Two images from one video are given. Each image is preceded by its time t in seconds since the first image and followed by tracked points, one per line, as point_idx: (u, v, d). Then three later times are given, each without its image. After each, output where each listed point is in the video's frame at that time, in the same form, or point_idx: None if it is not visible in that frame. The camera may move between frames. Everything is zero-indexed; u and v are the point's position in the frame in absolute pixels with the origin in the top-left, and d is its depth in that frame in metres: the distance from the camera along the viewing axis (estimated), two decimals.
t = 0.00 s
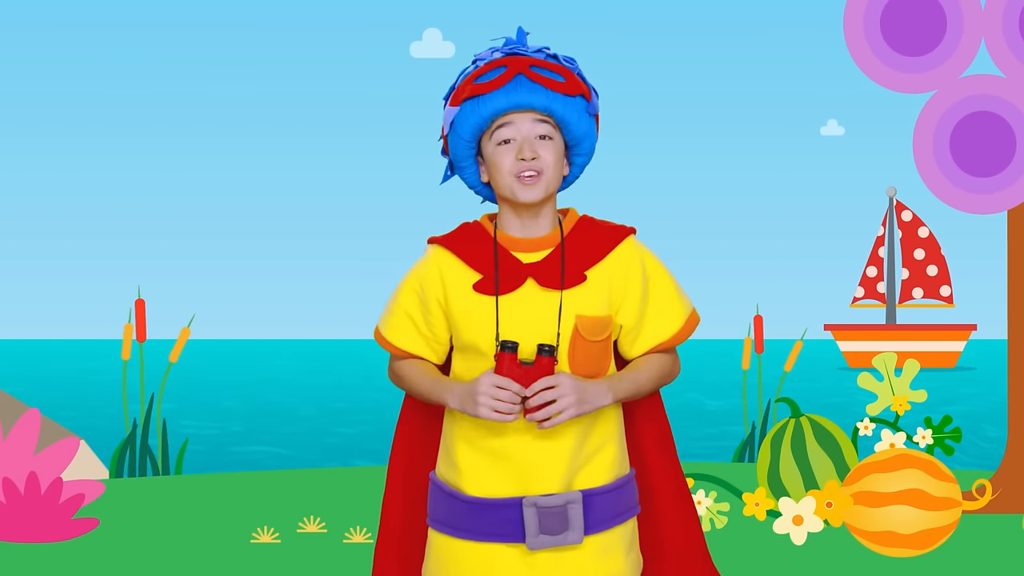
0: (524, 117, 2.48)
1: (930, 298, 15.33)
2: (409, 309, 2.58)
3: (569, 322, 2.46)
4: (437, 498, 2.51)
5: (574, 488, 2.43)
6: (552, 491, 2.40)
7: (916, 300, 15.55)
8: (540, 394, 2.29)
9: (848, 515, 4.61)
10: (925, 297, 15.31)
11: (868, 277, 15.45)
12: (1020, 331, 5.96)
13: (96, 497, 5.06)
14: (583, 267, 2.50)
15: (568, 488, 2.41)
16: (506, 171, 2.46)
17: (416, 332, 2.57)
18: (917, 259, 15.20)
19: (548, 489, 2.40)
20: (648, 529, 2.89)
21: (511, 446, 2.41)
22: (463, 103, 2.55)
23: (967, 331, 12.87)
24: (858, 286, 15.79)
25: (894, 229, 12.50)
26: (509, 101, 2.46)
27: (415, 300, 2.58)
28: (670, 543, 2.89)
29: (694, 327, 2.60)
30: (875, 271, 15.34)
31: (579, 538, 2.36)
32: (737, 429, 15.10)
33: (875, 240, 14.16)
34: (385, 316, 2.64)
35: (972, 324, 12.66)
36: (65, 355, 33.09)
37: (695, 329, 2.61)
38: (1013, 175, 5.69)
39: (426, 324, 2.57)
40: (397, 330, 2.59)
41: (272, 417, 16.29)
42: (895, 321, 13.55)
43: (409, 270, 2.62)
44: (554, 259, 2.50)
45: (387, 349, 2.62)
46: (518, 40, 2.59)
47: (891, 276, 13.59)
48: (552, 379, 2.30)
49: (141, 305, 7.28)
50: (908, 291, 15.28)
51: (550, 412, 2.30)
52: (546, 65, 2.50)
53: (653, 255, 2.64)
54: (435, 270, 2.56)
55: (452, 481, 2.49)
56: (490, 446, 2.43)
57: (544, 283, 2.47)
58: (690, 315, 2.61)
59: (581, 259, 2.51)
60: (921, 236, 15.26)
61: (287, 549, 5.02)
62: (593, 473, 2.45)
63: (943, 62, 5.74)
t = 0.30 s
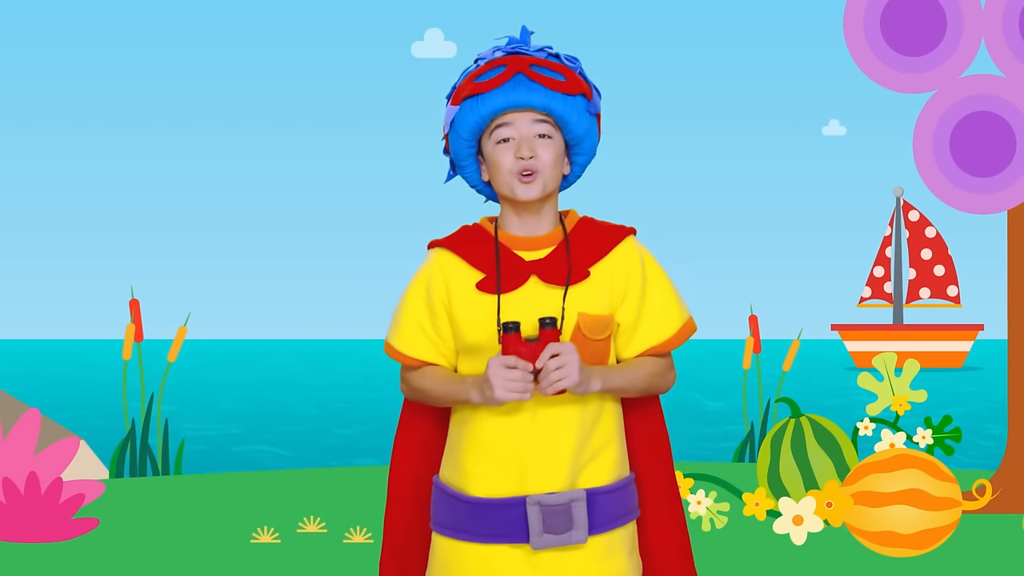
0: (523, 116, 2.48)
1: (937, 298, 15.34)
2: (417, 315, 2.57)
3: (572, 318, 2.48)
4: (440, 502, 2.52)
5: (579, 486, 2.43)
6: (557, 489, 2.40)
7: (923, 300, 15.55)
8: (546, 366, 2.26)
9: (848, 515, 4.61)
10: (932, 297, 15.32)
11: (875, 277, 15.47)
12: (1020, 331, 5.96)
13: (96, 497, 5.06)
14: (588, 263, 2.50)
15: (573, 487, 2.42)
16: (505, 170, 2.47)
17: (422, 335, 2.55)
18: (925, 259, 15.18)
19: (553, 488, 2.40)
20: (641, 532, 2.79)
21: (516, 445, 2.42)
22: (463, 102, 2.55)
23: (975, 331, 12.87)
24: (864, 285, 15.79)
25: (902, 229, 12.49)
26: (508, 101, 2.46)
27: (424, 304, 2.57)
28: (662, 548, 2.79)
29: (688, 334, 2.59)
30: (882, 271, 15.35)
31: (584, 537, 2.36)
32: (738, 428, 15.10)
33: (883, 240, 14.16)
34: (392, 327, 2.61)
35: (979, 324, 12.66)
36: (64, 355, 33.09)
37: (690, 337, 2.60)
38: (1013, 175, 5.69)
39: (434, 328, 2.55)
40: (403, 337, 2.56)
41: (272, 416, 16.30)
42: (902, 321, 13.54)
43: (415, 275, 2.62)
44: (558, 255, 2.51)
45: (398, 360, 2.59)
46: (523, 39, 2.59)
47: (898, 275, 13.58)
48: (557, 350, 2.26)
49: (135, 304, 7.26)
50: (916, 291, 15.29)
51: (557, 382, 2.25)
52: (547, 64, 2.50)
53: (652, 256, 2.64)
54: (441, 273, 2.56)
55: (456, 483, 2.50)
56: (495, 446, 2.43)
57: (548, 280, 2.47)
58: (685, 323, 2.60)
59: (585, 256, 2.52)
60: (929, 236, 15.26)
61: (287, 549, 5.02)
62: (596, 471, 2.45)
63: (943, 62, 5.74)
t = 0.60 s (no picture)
0: (523, 95, 2.48)
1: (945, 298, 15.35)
2: (418, 277, 2.57)
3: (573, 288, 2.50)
4: (440, 476, 2.52)
5: (581, 457, 2.43)
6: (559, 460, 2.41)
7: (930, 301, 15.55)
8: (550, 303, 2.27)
9: (848, 515, 4.60)
10: (940, 297, 15.33)
11: (882, 278, 15.50)
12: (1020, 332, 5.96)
13: (96, 497, 5.06)
14: (588, 233, 2.52)
15: (575, 457, 2.42)
16: (503, 148, 2.47)
17: (422, 299, 2.55)
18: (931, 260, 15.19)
19: (555, 459, 2.40)
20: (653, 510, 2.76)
21: (518, 415, 2.43)
22: (463, 80, 2.56)
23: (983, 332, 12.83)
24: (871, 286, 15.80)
25: (909, 229, 12.49)
26: (507, 80, 2.46)
27: (425, 266, 2.58)
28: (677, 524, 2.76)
29: (699, 300, 2.59)
30: (890, 271, 15.39)
31: (586, 508, 2.37)
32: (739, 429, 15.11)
33: (891, 240, 14.17)
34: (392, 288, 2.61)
35: (985, 324, 12.65)
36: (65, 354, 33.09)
37: (700, 301, 2.60)
38: (1013, 175, 5.70)
39: (434, 292, 2.56)
40: (401, 298, 2.56)
41: (273, 416, 16.31)
42: (909, 321, 13.53)
43: (419, 237, 2.63)
44: (560, 226, 2.52)
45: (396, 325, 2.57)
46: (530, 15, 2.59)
47: (906, 275, 13.57)
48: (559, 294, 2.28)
49: (130, 304, 7.24)
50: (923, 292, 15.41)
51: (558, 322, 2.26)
52: (549, 43, 2.49)
53: (653, 220, 2.64)
54: (444, 236, 2.58)
55: (458, 456, 2.50)
56: (497, 417, 2.44)
57: (549, 250, 2.49)
58: (695, 288, 2.60)
59: (586, 227, 2.53)
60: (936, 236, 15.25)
61: (288, 549, 5.03)
62: (598, 442, 2.46)
63: (943, 62, 5.75)
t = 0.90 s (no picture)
0: (560, 125, 2.52)
1: (952, 298, 15.35)
2: (426, 301, 2.63)
3: (580, 307, 2.57)
4: (449, 491, 2.58)
5: (587, 475, 2.50)
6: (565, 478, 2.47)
7: (938, 301, 15.54)
8: (556, 346, 2.31)
9: (848, 515, 4.61)
10: (947, 297, 15.33)
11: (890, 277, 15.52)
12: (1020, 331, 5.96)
13: (96, 497, 5.05)
14: (596, 254, 2.59)
15: (581, 476, 2.48)
16: (545, 179, 2.51)
17: (430, 322, 2.62)
18: (939, 260, 15.17)
19: (561, 477, 2.46)
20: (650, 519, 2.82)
21: (525, 435, 2.48)
22: (494, 113, 2.54)
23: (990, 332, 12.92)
24: (878, 285, 15.81)
25: (917, 229, 12.50)
26: (550, 112, 2.49)
27: (433, 291, 2.64)
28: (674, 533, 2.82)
29: (699, 323, 2.66)
30: (897, 271, 15.40)
31: (593, 524, 2.44)
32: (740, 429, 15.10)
33: (898, 241, 14.16)
34: (401, 313, 2.69)
35: (993, 325, 12.64)
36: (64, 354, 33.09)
37: (699, 326, 2.66)
38: (1013, 175, 5.70)
39: (443, 316, 2.62)
40: (410, 320, 2.64)
41: (273, 416, 16.30)
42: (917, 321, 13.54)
43: (427, 259, 2.69)
44: (565, 248, 2.59)
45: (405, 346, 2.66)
46: (514, 29, 2.65)
47: (913, 275, 13.58)
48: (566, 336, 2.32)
49: (129, 305, 7.24)
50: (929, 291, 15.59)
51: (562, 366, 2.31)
52: (571, 68, 2.56)
53: (660, 245, 2.72)
54: (451, 258, 2.63)
55: (468, 472, 2.56)
56: (505, 436, 2.49)
57: (555, 271, 2.56)
58: (695, 313, 2.67)
59: (593, 248, 2.60)
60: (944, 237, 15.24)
61: (288, 549, 5.02)
62: (603, 460, 2.52)
63: (943, 62, 5.75)
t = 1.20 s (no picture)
0: (564, 137, 2.54)
1: (959, 298, 15.36)
2: (439, 307, 2.65)
3: (593, 317, 2.58)
4: (461, 493, 2.60)
5: (599, 482, 2.51)
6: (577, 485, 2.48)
7: (944, 301, 15.56)
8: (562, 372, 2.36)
9: (848, 515, 4.61)
10: (954, 297, 15.34)
11: (896, 277, 15.55)
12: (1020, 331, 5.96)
13: (96, 497, 5.06)
14: (608, 264, 2.60)
15: (592, 483, 2.49)
16: (550, 191, 2.53)
17: (441, 326, 2.64)
18: (946, 260, 15.17)
19: (574, 484, 2.47)
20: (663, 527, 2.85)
21: (537, 442, 2.48)
22: (499, 125, 2.56)
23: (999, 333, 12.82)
24: (885, 285, 15.83)
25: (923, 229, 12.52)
26: (554, 124, 2.50)
27: (445, 295, 2.66)
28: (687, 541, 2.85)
29: (711, 326, 2.68)
30: (904, 271, 15.42)
31: (604, 531, 2.45)
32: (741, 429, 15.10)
33: (905, 241, 14.18)
34: (413, 312, 2.71)
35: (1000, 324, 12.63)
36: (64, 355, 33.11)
37: (711, 331, 2.69)
38: (1013, 175, 5.70)
39: (455, 320, 2.64)
40: (423, 324, 2.66)
41: (274, 416, 16.31)
42: (923, 321, 13.56)
43: (439, 263, 2.70)
44: (577, 258, 2.59)
45: (417, 347, 2.69)
46: (526, 40, 2.64)
47: (919, 276, 13.58)
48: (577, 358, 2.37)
49: (129, 305, 7.24)
50: (936, 290, 15.30)
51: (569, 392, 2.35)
52: (579, 80, 2.56)
53: (672, 254, 2.72)
54: (464, 265, 2.64)
55: (478, 473, 2.57)
56: (517, 443, 2.50)
57: (568, 281, 2.58)
58: (706, 317, 2.69)
59: (605, 258, 2.61)
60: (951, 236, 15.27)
61: (287, 549, 5.03)
62: (614, 466, 2.53)
63: (943, 62, 5.75)
